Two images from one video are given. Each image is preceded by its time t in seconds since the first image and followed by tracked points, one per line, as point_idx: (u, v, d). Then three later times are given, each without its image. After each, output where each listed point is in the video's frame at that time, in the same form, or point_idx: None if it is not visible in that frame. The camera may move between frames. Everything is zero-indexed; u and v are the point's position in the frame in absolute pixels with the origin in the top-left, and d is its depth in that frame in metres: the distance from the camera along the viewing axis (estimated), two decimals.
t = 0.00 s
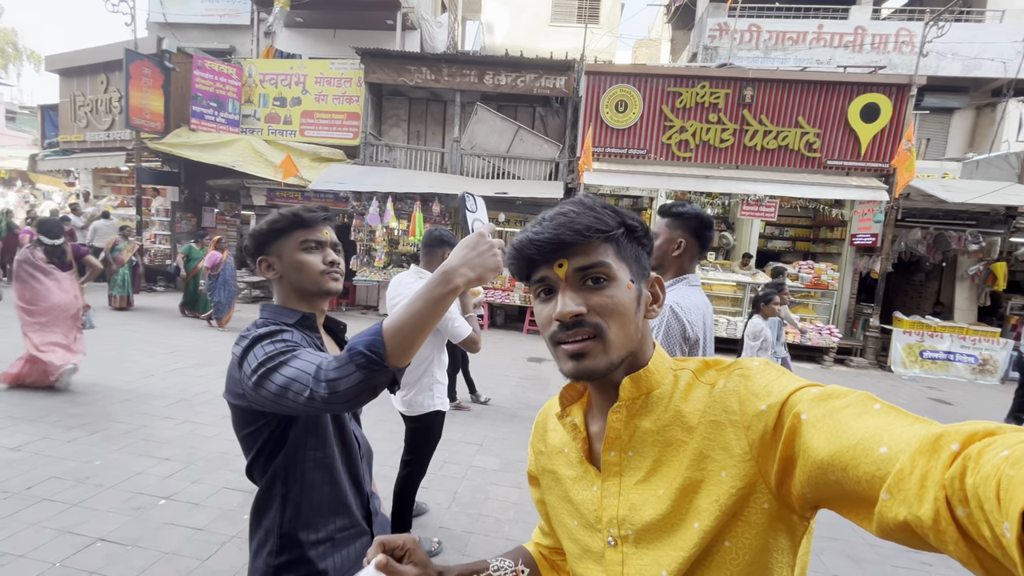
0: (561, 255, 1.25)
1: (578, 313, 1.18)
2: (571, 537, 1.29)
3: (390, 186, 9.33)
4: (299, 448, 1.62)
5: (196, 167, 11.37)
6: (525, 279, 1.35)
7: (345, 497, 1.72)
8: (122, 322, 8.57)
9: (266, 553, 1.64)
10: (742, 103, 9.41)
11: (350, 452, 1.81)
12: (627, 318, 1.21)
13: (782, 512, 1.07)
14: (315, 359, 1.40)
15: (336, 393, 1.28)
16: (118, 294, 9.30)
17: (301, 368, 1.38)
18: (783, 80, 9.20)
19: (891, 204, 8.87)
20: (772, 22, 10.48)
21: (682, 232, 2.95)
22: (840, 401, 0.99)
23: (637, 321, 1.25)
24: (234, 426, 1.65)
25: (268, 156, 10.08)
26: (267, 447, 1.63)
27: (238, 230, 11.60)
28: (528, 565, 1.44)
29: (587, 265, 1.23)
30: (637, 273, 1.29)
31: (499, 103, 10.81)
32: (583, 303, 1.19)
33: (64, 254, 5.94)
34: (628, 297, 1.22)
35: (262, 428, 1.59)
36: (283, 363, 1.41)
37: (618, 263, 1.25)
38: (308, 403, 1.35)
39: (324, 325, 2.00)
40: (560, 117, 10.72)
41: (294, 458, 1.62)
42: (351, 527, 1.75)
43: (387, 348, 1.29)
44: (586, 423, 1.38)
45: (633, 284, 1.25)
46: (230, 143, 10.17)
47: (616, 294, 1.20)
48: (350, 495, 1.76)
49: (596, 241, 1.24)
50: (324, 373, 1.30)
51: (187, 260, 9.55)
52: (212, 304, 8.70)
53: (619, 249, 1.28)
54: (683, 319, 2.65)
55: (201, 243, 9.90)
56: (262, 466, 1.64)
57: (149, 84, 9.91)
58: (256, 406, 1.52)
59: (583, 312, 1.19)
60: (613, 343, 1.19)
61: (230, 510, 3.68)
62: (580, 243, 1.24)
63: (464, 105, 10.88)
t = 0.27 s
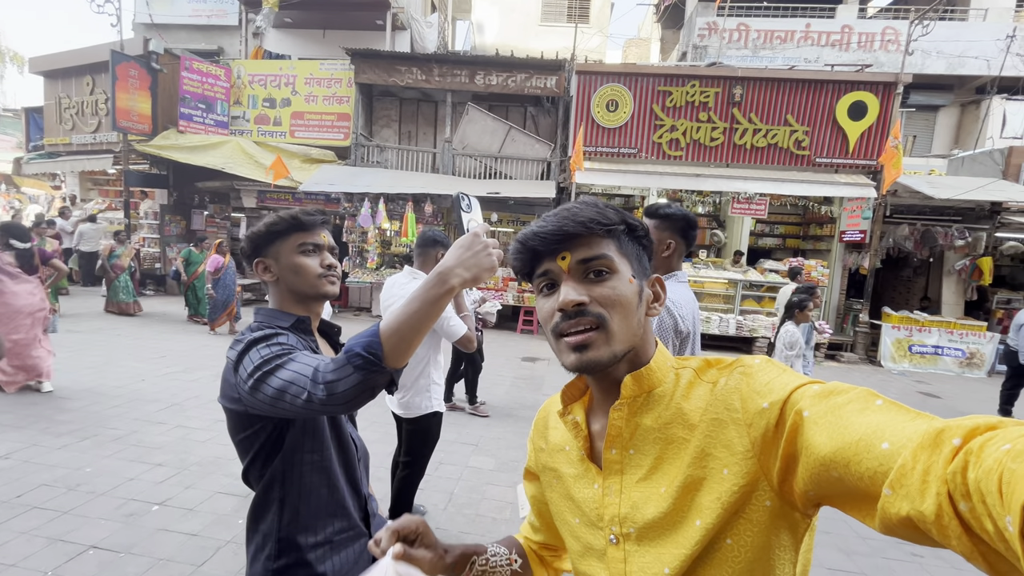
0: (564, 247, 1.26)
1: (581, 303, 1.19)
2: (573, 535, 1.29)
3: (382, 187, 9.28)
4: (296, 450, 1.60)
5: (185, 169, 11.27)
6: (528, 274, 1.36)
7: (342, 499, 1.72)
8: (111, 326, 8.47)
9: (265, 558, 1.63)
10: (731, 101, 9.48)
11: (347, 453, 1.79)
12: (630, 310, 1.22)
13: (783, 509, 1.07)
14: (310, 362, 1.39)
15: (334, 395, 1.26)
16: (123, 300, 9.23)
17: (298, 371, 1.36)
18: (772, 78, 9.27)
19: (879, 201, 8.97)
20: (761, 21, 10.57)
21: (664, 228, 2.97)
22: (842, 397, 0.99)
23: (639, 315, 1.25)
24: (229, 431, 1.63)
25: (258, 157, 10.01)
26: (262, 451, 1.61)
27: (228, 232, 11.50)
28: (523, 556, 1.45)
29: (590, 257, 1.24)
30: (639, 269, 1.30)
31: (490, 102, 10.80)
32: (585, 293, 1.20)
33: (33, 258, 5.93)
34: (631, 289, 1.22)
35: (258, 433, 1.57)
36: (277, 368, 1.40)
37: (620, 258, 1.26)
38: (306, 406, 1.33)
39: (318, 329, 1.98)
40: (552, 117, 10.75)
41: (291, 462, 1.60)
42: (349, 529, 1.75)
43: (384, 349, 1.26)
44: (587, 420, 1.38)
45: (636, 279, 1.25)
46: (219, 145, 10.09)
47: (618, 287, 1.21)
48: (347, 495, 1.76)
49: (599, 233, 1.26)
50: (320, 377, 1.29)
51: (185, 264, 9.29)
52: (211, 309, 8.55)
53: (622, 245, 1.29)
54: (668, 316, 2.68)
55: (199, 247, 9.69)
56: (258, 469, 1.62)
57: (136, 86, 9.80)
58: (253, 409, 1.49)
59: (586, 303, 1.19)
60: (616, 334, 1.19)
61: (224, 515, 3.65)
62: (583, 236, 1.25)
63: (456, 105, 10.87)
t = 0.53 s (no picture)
0: (561, 253, 1.26)
1: (574, 309, 1.19)
2: (576, 538, 1.29)
3: (373, 188, 9.23)
4: (292, 455, 1.55)
5: (173, 172, 11.16)
6: (530, 279, 1.37)
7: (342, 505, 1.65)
8: (100, 333, 8.38)
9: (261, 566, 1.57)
10: (721, 99, 9.53)
11: (344, 459, 1.74)
12: (626, 316, 1.20)
13: (789, 512, 1.07)
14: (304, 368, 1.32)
15: (329, 400, 1.20)
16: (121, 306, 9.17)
17: (292, 376, 1.29)
18: (761, 76, 9.33)
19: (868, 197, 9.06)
20: (749, 19, 10.64)
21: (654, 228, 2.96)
22: (847, 399, 0.98)
23: (637, 319, 1.23)
24: (224, 438, 1.58)
25: (248, 160, 9.94)
26: (256, 456, 1.55)
27: (218, 236, 11.40)
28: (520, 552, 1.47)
29: (585, 262, 1.23)
30: (640, 272, 1.27)
31: (481, 102, 10.79)
32: (579, 299, 1.20)
33: None
34: (628, 294, 1.21)
35: (253, 440, 1.52)
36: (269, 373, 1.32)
37: (618, 262, 1.24)
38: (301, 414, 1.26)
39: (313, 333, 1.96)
40: (543, 116, 10.76)
41: (287, 468, 1.55)
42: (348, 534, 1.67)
43: (378, 354, 1.19)
44: (591, 422, 1.38)
45: (634, 282, 1.23)
46: (208, 148, 10.01)
47: (612, 291, 1.20)
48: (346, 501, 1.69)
49: (594, 239, 1.25)
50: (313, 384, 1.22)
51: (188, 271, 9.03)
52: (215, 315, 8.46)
53: (621, 248, 1.27)
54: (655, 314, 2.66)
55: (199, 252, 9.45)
56: (253, 475, 1.56)
57: (122, 89, 9.70)
58: (247, 416, 1.43)
59: (579, 309, 1.19)
60: (611, 340, 1.19)
61: (219, 522, 3.62)
62: (579, 240, 1.25)
63: (446, 106, 10.84)
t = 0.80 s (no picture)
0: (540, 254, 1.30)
1: (541, 307, 1.23)
2: (584, 534, 1.28)
3: (365, 190, 9.20)
4: (293, 455, 1.53)
5: (161, 176, 11.05)
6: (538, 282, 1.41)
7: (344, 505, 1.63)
8: (89, 340, 8.27)
9: (262, 568, 1.55)
10: (710, 97, 9.60)
11: (345, 460, 1.73)
12: (589, 312, 1.18)
13: (797, 504, 1.06)
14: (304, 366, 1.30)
15: (331, 398, 1.18)
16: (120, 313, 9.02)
17: (293, 376, 1.27)
18: (750, 73, 9.40)
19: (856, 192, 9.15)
20: (736, 18, 10.72)
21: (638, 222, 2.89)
22: (853, 389, 0.97)
23: (606, 314, 1.19)
24: (224, 441, 1.56)
25: (237, 163, 9.86)
26: (257, 458, 1.53)
27: (208, 240, 11.30)
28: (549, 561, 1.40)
29: (555, 259, 1.24)
30: (614, 265, 1.21)
31: (471, 103, 10.78)
32: (543, 298, 1.23)
33: None
34: (589, 290, 1.18)
35: (254, 441, 1.50)
36: (269, 373, 1.30)
37: (584, 257, 1.21)
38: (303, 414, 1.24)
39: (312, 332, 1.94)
40: (533, 116, 10.78)
41: (288, 469, 1.53)
42: (351, 536, 1.65)
43: (381, 351, 1.18)
44: (595, 418, 1.38)
45: (599, 277, 1.18)
46: (196, 151, 9.93)
47: (571, 288, 1.19)
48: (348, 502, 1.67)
49: (563, 237, 1.25)
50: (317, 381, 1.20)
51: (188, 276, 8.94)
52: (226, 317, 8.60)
53: (595, 242, 1.22)
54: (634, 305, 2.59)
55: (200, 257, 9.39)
56: (254, 477, 1.54)
57: (108, 93, 9.59)
58: (247, 417, 1.40)
59: (544, 306, 1.22)
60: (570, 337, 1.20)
61: (215, 527, 3.58)
62: (551, 240, 1.26)
63: (437, 106, 10.81)
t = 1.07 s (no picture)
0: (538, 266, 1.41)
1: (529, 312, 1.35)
2: (588, 521, 1.30)
3: (356, 193, 9.16)
4: (301, 459, 1.53)
5: (150, 183, 10.95)
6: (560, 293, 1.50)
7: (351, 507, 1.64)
8: (81, 349, 8.19)
9: (272, 570, 1.54)
10: (699, 94, 9.65)
11: (351, 462, 1.73)
12: (553, 312, 1.24)
13: (795, 500, 1.05)
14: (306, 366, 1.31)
15: (338, 396, 1.18)
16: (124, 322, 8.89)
17: (299, 376, 1.27)
18: (738, 70, 9.47)
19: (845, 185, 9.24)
20: (723, 14, 10.79)
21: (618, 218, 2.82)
22: (859, 389, 0.94)
23: (564, 311, 1.23)
24: (230, 446, 1.56)
25: (227, 168, 9.80)
26: (263, 462, 1.52)
27: (199, 246, 11.21)
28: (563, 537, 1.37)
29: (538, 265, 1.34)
30: (572, 267, 1.24)
31: (462, 103, 10.77)
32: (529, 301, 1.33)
33: None
34: (551, 291, 1.25)
35: (261, 445, 1.50)
36: (271, 374, 1.31)
37: (550, 263, 1.28)
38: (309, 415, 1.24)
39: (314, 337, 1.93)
40: (524, 115, 10.79)
41: (296, 472, 1.53)
42: (359, 537, 1.66)
43: (386, 346, 1.19)
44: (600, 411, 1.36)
45: (555, 279, 1.24)
46: (185, 156, 9.87)
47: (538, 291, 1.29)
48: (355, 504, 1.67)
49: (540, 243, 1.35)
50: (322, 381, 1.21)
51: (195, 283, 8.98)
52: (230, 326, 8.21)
53: (562, 247, 1.28)
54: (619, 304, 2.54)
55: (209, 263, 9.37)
56: (261, 481, 1.54)
57: (94, 99, 9.50)
58: (253, 421, 1.40)
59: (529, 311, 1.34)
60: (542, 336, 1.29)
61: (216, 534, 3.57)
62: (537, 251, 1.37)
63: (427, 107, 10.79)
